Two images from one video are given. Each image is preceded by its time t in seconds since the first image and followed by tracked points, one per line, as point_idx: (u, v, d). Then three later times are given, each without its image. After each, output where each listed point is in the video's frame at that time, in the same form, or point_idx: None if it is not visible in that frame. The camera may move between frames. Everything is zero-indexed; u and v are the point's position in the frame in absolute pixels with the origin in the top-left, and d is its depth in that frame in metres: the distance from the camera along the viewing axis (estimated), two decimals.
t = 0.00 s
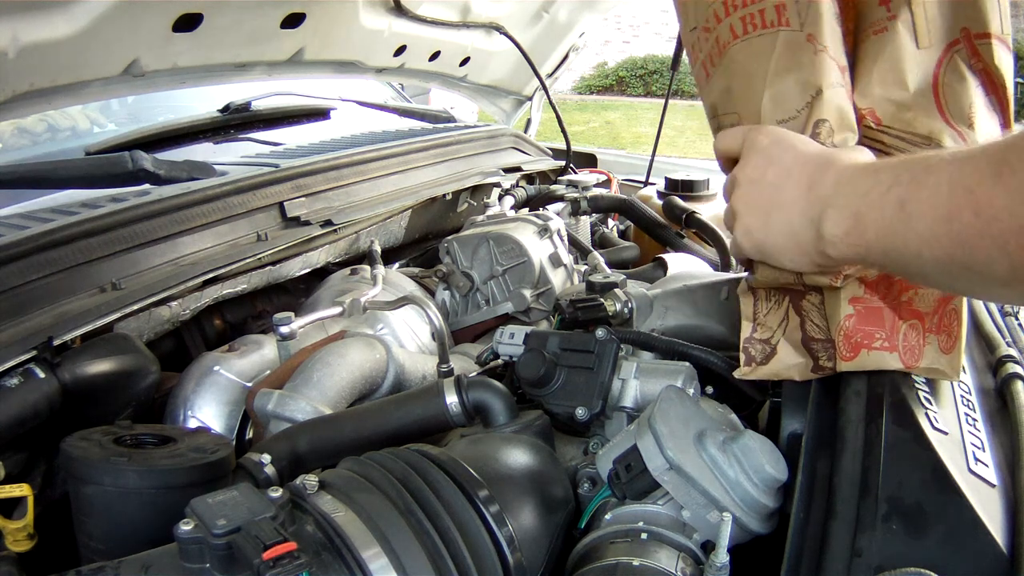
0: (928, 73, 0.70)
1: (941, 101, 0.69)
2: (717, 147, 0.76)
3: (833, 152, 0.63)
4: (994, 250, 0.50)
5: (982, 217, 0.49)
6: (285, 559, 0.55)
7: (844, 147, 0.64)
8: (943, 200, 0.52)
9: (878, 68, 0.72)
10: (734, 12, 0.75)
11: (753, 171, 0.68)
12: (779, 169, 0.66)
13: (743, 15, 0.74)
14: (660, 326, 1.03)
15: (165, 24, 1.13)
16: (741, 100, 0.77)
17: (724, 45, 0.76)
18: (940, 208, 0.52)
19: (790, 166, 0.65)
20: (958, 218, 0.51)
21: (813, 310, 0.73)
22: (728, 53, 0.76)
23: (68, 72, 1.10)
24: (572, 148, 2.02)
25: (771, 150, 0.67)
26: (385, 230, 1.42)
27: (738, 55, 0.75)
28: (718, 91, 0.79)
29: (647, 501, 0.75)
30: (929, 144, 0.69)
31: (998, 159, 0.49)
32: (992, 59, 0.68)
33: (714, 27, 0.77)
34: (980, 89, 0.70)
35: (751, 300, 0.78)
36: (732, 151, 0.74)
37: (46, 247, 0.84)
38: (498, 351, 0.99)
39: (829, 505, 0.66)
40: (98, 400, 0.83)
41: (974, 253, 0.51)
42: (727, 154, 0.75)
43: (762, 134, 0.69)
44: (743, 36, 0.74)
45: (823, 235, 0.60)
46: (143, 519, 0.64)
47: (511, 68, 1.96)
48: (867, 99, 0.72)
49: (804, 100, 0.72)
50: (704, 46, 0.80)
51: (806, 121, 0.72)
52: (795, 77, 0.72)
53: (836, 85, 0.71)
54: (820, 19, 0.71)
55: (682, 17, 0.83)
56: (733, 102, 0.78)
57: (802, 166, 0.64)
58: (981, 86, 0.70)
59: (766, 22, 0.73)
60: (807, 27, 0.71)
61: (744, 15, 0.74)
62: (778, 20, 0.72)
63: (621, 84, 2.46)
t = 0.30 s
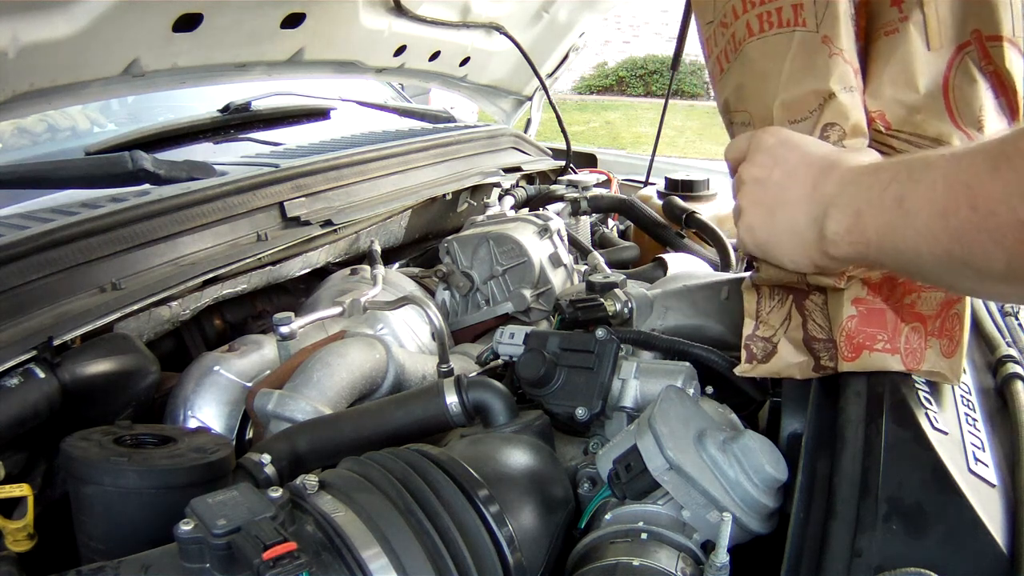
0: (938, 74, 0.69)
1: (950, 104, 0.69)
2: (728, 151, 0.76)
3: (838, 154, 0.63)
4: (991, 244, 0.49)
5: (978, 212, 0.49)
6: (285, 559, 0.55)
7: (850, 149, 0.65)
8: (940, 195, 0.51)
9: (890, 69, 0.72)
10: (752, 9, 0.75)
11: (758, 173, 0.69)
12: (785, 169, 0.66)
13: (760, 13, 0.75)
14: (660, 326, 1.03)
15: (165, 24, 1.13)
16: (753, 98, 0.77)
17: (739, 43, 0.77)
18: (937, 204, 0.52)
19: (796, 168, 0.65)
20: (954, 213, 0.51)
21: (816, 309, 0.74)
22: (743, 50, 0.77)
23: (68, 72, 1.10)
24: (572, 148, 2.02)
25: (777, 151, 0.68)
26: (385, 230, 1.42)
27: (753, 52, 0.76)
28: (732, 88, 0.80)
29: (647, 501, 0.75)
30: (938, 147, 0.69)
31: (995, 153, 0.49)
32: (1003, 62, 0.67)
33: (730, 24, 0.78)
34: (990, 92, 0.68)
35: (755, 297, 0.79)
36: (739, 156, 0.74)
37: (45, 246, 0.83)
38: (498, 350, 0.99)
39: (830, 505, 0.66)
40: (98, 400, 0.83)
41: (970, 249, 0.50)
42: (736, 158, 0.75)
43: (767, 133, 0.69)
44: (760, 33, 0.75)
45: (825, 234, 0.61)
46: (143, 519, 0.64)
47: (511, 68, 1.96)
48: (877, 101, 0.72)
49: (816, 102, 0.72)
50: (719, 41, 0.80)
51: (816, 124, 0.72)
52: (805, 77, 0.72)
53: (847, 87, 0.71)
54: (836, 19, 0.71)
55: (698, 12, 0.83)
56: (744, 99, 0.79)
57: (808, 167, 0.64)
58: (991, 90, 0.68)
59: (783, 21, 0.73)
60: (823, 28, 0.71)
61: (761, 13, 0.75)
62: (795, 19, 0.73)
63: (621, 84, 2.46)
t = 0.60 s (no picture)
0: (945, 79, 0.69)
1: (956, 109, 0.68)
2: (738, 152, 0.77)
3: (851, 167, 0.64)
4: (993, 258, 0.49)
5: (982, 225, 0.49)
6: (285, 559, 0.55)
7: (863, 159, 0.65)
8: (946, 209, 0.51)
9: (897, 74, 0.71)
10: (762, 9, 0.74)
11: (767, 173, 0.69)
12: (798, 176, 0.66)
13: (770, 13, 0.74)
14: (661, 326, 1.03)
15: (165, 24, 1.13)
16: (762, 100, 0.77)
17: (750, 43, 0.76)
18: (942, 217, 0.52)
19: (808, 176, 0.66)
20: (958, 226, 0.50)
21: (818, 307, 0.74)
22: (753, 50, 0.76)
23: (68, 72, 1.10)
24: (572, 148, 2.02)
25: (789, 156, 0.68)
26: (385, 230, 1.42)
27: (762, 53, 0.75)
28: (741, 88, 0.79)
29: (647, 501, 0.75)
30: (943, 152, 0.68)
31: (1001, 168, 0.49)
32: (1008, 66, 0.65)
33: (740, 23, 0.77)
34: (995, 96, 0.67)
35: (757, 296, 0.79)
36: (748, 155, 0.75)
37: (45, 247, 0.83)
38: (498, 350, 0.98)
39: (830, 505, 0.66)
40: (98, 400, 0.83)
41: (973, 262, 0.50)
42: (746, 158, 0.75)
43: (780, 137, 0.70)
44: (770, 34, 0.74)
45: (833, 246, 0.61)
46: (143, 519, 0.64)
47: (511, 68, 1.96)
48: (884, 105, 0.71)
49: (826, 107, 0.71)
50: (728, 40, 0.79)
51: (826, 129, 0.71)
52: (814, 81, 0.72)
53: (858, 92, 0.70)
54: (848, 23, 0.70)
55: (707, 8, 0.82)
56: (753, 100, 0.78)
57: (821, 178, 0.65)
58: (997, 94, 0.67)
59: (795, 22, 0.72)
60: (835, 32, 0.70)
61: (773, 14, 0.74)
62: (807, 22, 0.72)
63: (621, 84, 2.45)
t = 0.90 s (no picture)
0: (952, 79, 0.68)
1: (963, 109, 0.68)
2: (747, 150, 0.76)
3: (860, 168, 0.64)
4: (1000, 261, 0.49)
5: (988, 228, 0.49)
6: (285, 559, 0.55)
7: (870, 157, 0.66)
8: (953, 211, 0.52)
9: (905, 73, 0.70)
10: (770, 6, 0.73)
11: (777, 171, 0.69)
12: (806, 173, 0.67)
13: (778, 10, 0.73)
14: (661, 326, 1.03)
15: (165, 24, 1.13)
16: (770, 98, 0.76)
17: (758, 40, 0.75)
18: (949, 220, 0.52)
19: (817, 173, 0.66)
20: (965, 230, 0.51)
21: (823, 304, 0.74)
22: (762, 48, 0.75)
23: (68, 72, 1.10)
24: (572, 148, 2.02)
25: (798, 153, 0.68)
26: (385, 230, 1.42)
27: (769, 51, 0.74)
28: (749, 86, 0.78)
29: (647, 501, 0.75)
30: (949, 152, 0.69)
31: (1007, 171, 0.49)
32: (1014, 68, 0.65)
33: (749, 21, 0.76)
34: (1002, 97, 0.67)
35: (764, 291, 0.78)
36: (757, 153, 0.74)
37: (45, 247, 0.83)
38: (498, 350, 0.98)
39: (830, 505, 0.66)
40: (98, 400, 0.83)
41: (980, 264, 0.50)
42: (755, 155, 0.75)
43: (788, 134, 0.70)
44: (778, 32, 0.73)
45: (840, 246, 0.61)
46: (143, 519, 0.64)
47: (511, 68, 1.96)
48: (893, 103, 0.71)
49: (836, 105, 0.71)
50: (737, 38, 0.78)
51: (837, 127, 0.71)
52: (823, 80, 0.71)
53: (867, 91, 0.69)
54: (857, 22, 0.70)
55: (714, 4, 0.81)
56: (759, 99, 0.77)
57: (830, 175, 0.65)
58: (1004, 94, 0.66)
59: (803, 20, 0.72)
60: (844, 30, 0.70)
61: (783, 12, 0.73)
62: (815, 19, 0.71)
63: (622, 84, 2.44)
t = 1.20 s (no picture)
0: (961, 79, 0.68)
1: (971, 112, 0.67)
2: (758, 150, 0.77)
3: (867, 172, 0.64)
4: (1003, 265, 0.50)
5: (992, 232, 0.50)
6: (285, 559, 0.55)
7: (880, 160, 0.65)
8: (956, 215, 0.52)
9: (915, 74, 0.70)
10: (783, 5, 0.73)
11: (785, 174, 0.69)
12: (814, 179, 0.67)
13: (792, 10, 0.73)
14: (661, 327, 1.03)
15: (165, 25, 1.13)
16: (782, 98, 0.77)
17: (771, 38, 0.75)
18: (953, 225, 0.52)
19: (825, 178, 0.66)
20: (968, 233, 0.51)
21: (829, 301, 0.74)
22: (774, 46, 0.75)
23: (67, 72, 1.09)
24: (572, 148, 2.02)
25: (808, 157, 0.68)
26: (385, 230, 1.42)
27: (781, 50, 0.74)
28: (762, 83, 0.78)
29: (647, 501, 0.75)
30: (957, 155, 0.68)
31: (1011, 175, 0.49)
32: None
33: (762, 18, 0.76)
34: (1009, 98, 0.66)
35: (771, 288, 0.79)
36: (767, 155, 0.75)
37: (45, 247, 0.84)
38: (498, 350, 0.98)
39: (830, 505, 0.66)
40: (98, 400, 0.83)
41: (983, 268, 0.51)
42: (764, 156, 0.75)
43: (799, 138, 0.70)
44: (792, 32, 0.73)
45: (847, 250, 0.61)
46: (143, 520, 0.64)
47: (511, 68, 1.96)
48: (901, 103, 0.70)
49: (846, 108, 0.71)
50: (750, 32, 0.78)
51: (846, 130, 0.71)
52: (835, 84, 0.71)
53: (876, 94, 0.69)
54: (870, 24, 0.69)
55: None
56: (773, 97, 0.78)
57: (837, 181, 0.65)
58: (1012, 93, 0.66)
59: (816, 21, 0.71)
60: (857, 33, 0.69)
61: (796, 11, 0.72)
62: (829, 21, 0.71)
63: (621, 84, 2.46)
